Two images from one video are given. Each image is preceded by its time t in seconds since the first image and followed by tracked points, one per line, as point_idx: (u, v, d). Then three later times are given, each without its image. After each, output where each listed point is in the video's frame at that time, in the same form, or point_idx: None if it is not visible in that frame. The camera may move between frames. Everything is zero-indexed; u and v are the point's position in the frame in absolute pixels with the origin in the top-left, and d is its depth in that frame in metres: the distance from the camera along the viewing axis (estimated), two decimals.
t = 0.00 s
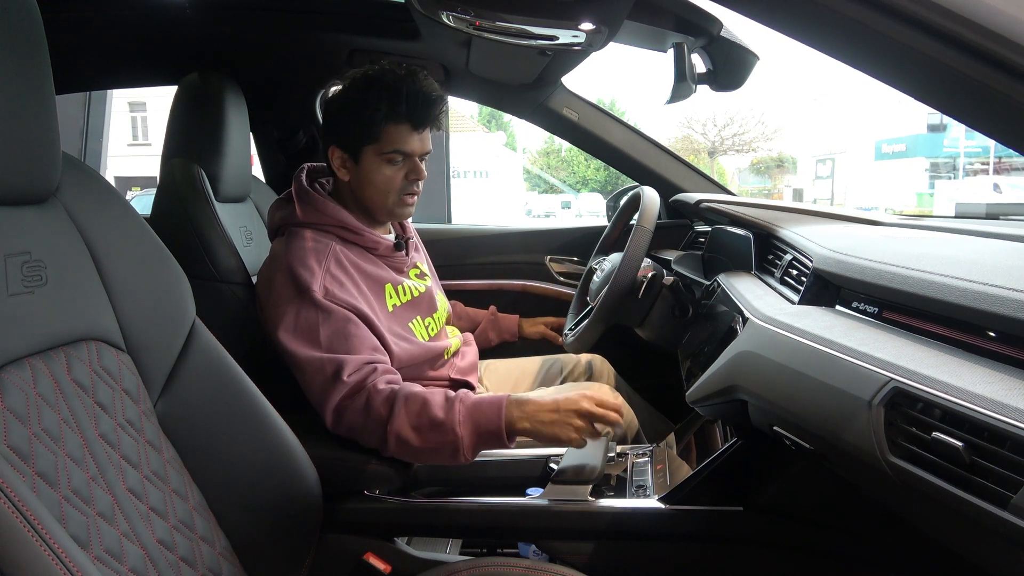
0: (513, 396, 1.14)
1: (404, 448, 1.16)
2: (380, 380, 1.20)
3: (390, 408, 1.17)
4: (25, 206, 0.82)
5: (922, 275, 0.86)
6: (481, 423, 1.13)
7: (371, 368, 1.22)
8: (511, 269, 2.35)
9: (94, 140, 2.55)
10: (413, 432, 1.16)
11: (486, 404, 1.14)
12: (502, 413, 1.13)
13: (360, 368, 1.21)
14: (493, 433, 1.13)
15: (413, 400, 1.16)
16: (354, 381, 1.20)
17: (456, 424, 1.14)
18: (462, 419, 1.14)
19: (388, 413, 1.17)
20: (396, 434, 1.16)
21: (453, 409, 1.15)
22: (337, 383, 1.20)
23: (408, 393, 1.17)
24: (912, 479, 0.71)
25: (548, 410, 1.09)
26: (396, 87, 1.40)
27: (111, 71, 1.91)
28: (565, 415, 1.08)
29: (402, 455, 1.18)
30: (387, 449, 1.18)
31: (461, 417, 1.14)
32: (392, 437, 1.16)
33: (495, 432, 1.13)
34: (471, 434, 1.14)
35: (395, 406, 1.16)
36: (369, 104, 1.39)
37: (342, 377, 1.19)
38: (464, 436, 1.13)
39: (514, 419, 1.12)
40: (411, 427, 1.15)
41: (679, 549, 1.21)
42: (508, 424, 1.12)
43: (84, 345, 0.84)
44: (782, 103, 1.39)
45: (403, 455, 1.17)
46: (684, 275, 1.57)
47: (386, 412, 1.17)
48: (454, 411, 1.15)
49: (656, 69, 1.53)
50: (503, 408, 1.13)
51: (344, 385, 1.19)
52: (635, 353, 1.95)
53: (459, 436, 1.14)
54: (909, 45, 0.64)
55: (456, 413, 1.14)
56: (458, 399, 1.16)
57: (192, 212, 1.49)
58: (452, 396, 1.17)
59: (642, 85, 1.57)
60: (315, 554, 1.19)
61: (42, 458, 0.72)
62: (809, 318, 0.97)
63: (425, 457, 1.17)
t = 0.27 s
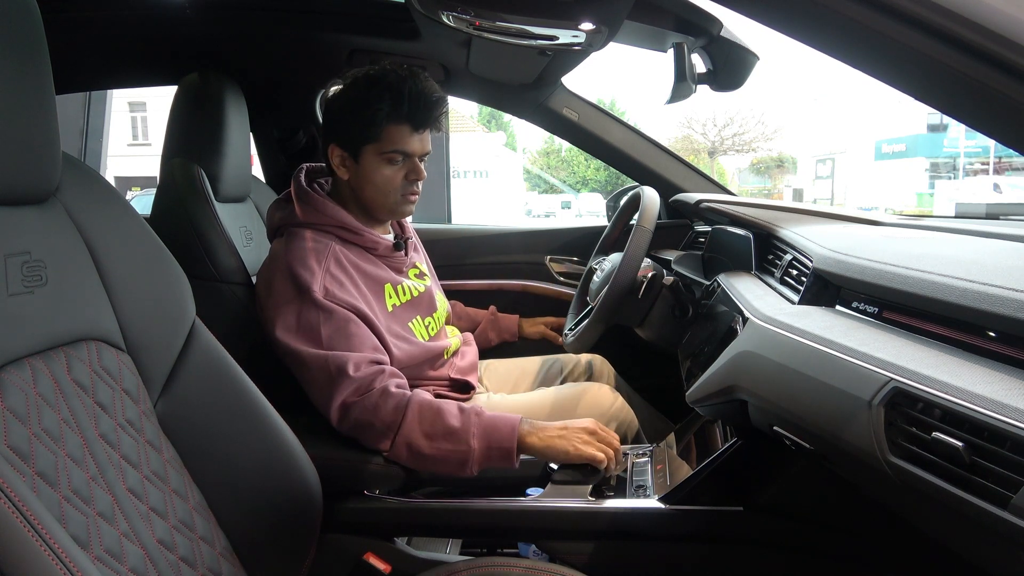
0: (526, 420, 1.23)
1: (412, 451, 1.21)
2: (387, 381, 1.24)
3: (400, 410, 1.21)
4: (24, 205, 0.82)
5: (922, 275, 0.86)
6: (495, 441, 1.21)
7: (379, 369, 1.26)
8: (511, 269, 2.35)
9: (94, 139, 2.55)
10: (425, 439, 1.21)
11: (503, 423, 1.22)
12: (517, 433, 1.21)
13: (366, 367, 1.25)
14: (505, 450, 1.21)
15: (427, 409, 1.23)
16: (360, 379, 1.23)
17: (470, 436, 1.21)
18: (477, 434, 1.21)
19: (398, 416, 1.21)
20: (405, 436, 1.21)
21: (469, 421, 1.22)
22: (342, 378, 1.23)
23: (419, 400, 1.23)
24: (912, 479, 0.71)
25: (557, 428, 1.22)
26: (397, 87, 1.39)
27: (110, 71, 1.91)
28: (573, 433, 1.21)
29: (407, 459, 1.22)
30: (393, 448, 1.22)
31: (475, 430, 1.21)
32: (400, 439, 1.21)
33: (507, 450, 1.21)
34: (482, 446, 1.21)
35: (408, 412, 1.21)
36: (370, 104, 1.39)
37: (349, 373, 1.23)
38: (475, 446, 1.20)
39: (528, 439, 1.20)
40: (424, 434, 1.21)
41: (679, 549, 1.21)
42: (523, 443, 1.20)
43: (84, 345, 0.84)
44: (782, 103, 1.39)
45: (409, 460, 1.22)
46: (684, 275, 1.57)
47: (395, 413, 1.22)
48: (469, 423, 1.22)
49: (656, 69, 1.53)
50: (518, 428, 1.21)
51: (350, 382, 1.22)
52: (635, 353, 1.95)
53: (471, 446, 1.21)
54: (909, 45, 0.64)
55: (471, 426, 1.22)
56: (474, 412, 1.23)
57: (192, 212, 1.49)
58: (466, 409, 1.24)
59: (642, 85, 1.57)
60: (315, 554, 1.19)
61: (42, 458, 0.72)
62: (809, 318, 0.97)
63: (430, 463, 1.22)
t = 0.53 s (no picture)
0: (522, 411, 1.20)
1: (411, 447, 1.19)
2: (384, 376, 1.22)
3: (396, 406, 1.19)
4: (24, 206, 0.82)
5: (922, 275, 0.86)
6: (491, 432, 1.18)
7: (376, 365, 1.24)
8: (511, 269, 2.35)
9: (94, 139, 2.55)
10: (422, 433, 1.19)
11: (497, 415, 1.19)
12: (511, 424, 1.18)
13: (365, 363, 1.23)
14: (502, 442, 1.18)
15: (423, 401, 1.20)
16: (357, 376, 1.21)
17: (467, 428, 1.18)
18: (473, 425, 1.18)
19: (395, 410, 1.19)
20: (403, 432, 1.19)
21: (466, 413, 1.19)
22: (340, 374, 1.21)
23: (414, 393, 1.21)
24: (912, 479, 0.71)
25: (552, 415, 1.20)
26: (397, 86, 1.40)
27: (110, 71, 1.91)
28: (569, 419, 1.19)
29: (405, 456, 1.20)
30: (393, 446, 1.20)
31: (472, 422, 1.19)
32: (398, 434, 1.19)
33: (505, 440, 1.18)
34: (481, 439, 1.18)
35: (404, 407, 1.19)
36: (370, 103, 1.40)
37: (347, 370, 1.21)
38: (473, 440, 1.18)
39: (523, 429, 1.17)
40: (422, 428, 1.19)
41: (679, 549, 1.21)
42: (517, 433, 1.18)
43: (84, 345, 0.84)
44: (781, 103, 1.39)
45: (407, 455, 1.20)
46: (684, 275, 1.57)
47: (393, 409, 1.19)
48: (465, 416, 1.19)
49: (656, 69, 1.53)
50: (513, 419, 1.19)
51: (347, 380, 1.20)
52: (635, 353, 1.95)
53: (468, 438, 1.18)
54: (910, 46, 0.64)
55: (468, 417, 1.19)
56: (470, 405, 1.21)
57: (192, 212, 1.49)
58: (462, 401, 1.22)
59: (642, 85, 1.57)
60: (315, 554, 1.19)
61: (42, 458, 0.72)
62: (809, 318, 0.97)
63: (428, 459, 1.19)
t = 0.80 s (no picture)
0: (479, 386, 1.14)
1: (369, 436, 1.16)
2: (340, 372, 1.19)
3: (349, 399, 1.16)
4: (25, 206, 0.82)
5: (922, 275, 0.86)
6: (448, 411, 1.13)
7: (334, 365, 1.21)
8: (511, 269, 2.35)
9: (94, 139, 2.55)
10: (379, 420, 1.15)
11: (453, 393, 1.14)
12: (468, 399, 1.13)
13: (321, 363, 1.19)
14: (458, 421, 1.12)
15: (377, 388, 1.16)
16: (314, 375, 1.17)
17: (422, 411, 1.13)
18: (429, 405, 1.14)
19: (350, 403, 1.16)
20: (360, 422, 1.15)
21: (420, 394, 1.15)
22: (298, 372, 1.17)
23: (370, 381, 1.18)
24: (912, 479, 0.71)
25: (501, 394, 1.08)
26: (405, 90, 1.40)
27: (110, 71, 1.91)
28: (521, 395, 1.05)
29: (365, 448, 1.17)
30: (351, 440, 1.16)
31: (428, 403, 1.14)
32: (354, 426, 1.15)
33: (463, 419, 1.12)
34: (438, 421, 1.13)
35: (357, 396, 1.15)
36: (380, 106, 1.39)
37: (306, 368, 1.17)
38: (430, 422, 1.13)
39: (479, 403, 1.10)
40: (379, 417, 1.15)
41: (679, 549, 1.21)
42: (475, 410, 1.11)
43: (84, 345, 0.84)
44: (781, 103, 1.39)
45: (367, 446, 1.17)
46: (684, 275, 1.57)
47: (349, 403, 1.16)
48: (420, 398, 1.15)
49: (656, 69, 1.53)
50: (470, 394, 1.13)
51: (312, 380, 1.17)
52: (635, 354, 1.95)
53: (424, 421, 1.13)
54: (910, 46, 0.64)
55: (422, 397, 1.15)
56: (423, 387, 1.16)
57: (191, 212, 1.49)
58: (417, 385, 1.18)
59: (642, 85, 1.57)
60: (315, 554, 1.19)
61: (42, 458, 0.72)
62: (809, 318, 0.97)
63: (387, 447, 1.16)
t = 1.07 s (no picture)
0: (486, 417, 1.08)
1: (366, 459, 1.13)
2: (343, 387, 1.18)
3: (350, 417, 1.14)
4: (25, 206, 0.82)
5: (922, 275, 0.86)
6: (450, 445, 1.08)
7: (337, 380, 1.19)
8: (511, 269, 2.35)
9: (94, 139, 2.55)
10: (377, 446, 1.11)
11: (462, 421, 1.09)
12: (472, 433, 1.07)
13: (322, 373, 1.18)
14: (458, 455, 1.08)
15: (380, 412, 1.13)
16: (315, 385, 1.16)
17: (423, 441, 1.09)
18: (429, 438, 1.09)
19: (352, 422, 1.14)
20: (358, 444, 1.12)
21: (423, 425, 1.10)
22: (299, 382, 1.16)
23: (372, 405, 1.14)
24: (912, 479, 0.71)
25: (505, 422, 1.05)
26: (407, 92, 1.39)
27: (110, 71, 1.91)
28: (520, 429, 1.03)
29: (363, 469, 1.14)
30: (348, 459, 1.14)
31: (429, 433, 1.09)
32: (353, 448, 1.13)
33: (465, 452, 1.08)
34: (438, 452, 1.08)
35: (359, 416, 1.13)
36: (380, 110, 1.39)
37: (307, 378, 1.16)
38: (429, 452, 1.08)
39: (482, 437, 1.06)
40: (377, 441, 1.11)
41: (679, 549, 1.21)
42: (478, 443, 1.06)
43: (84, 345, 0.84)
44: (781, 103, 1.39)
45: (364, 468, 1.14)
46: (684, 275, 1.57)
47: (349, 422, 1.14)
48: (422, 426, 1.10)
49: (656, 69, 1.53)
50: (474, 427, 1.07)
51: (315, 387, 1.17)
52: (634, 353, 1.95)
53: (424, 450, 1.09)
54: (910, 46, 0.64)
55: (425, 431, 1.09)
56: (428, 416, 1.11)
57: (191, 212, 1.49)
58: (421, 411, 1.12)
59: (642, 85, 1.57)
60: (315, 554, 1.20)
61: (42, 458, 0.72)
62: (809, 318, 0.97)
63: (383, 473, 1.12)
